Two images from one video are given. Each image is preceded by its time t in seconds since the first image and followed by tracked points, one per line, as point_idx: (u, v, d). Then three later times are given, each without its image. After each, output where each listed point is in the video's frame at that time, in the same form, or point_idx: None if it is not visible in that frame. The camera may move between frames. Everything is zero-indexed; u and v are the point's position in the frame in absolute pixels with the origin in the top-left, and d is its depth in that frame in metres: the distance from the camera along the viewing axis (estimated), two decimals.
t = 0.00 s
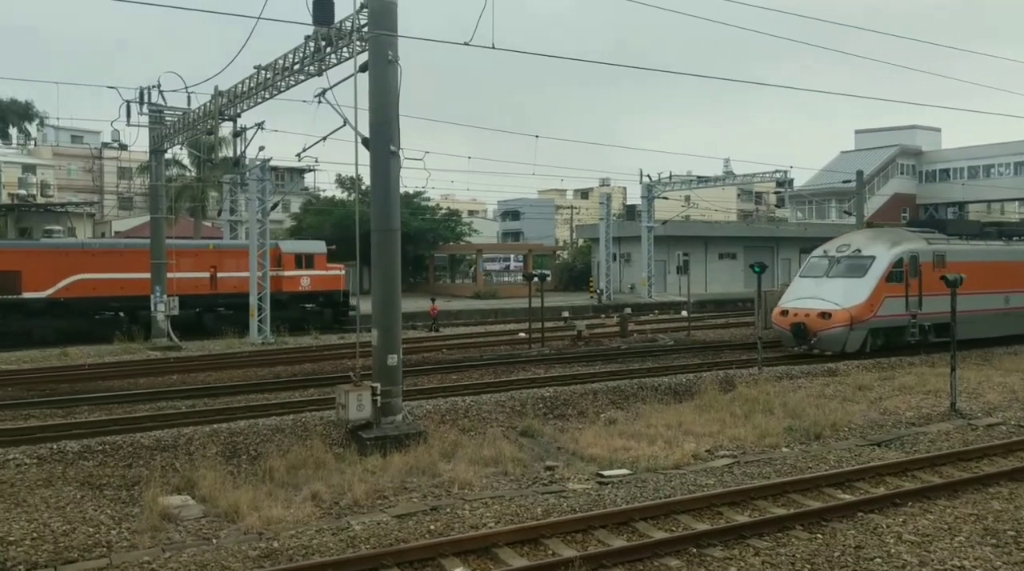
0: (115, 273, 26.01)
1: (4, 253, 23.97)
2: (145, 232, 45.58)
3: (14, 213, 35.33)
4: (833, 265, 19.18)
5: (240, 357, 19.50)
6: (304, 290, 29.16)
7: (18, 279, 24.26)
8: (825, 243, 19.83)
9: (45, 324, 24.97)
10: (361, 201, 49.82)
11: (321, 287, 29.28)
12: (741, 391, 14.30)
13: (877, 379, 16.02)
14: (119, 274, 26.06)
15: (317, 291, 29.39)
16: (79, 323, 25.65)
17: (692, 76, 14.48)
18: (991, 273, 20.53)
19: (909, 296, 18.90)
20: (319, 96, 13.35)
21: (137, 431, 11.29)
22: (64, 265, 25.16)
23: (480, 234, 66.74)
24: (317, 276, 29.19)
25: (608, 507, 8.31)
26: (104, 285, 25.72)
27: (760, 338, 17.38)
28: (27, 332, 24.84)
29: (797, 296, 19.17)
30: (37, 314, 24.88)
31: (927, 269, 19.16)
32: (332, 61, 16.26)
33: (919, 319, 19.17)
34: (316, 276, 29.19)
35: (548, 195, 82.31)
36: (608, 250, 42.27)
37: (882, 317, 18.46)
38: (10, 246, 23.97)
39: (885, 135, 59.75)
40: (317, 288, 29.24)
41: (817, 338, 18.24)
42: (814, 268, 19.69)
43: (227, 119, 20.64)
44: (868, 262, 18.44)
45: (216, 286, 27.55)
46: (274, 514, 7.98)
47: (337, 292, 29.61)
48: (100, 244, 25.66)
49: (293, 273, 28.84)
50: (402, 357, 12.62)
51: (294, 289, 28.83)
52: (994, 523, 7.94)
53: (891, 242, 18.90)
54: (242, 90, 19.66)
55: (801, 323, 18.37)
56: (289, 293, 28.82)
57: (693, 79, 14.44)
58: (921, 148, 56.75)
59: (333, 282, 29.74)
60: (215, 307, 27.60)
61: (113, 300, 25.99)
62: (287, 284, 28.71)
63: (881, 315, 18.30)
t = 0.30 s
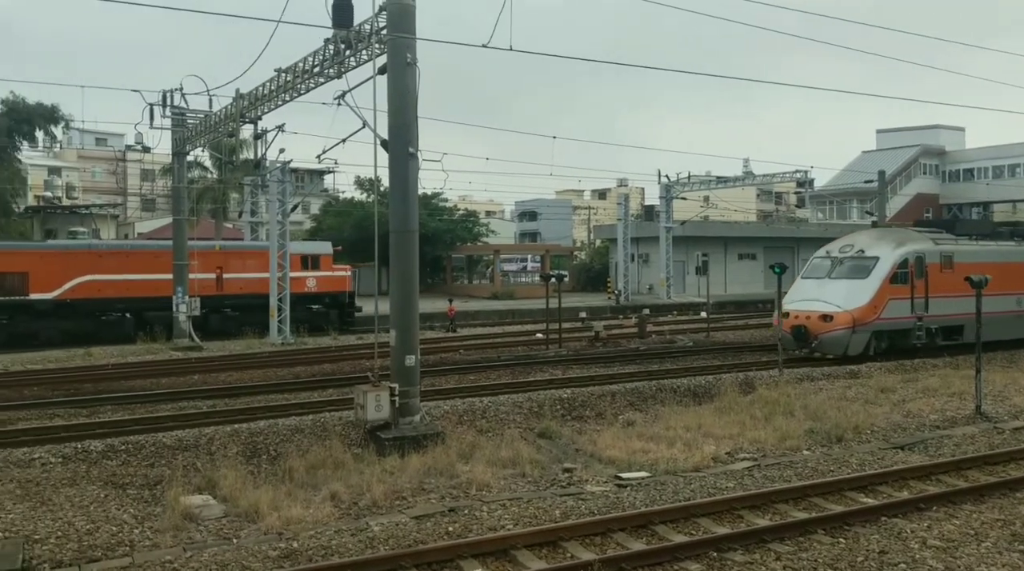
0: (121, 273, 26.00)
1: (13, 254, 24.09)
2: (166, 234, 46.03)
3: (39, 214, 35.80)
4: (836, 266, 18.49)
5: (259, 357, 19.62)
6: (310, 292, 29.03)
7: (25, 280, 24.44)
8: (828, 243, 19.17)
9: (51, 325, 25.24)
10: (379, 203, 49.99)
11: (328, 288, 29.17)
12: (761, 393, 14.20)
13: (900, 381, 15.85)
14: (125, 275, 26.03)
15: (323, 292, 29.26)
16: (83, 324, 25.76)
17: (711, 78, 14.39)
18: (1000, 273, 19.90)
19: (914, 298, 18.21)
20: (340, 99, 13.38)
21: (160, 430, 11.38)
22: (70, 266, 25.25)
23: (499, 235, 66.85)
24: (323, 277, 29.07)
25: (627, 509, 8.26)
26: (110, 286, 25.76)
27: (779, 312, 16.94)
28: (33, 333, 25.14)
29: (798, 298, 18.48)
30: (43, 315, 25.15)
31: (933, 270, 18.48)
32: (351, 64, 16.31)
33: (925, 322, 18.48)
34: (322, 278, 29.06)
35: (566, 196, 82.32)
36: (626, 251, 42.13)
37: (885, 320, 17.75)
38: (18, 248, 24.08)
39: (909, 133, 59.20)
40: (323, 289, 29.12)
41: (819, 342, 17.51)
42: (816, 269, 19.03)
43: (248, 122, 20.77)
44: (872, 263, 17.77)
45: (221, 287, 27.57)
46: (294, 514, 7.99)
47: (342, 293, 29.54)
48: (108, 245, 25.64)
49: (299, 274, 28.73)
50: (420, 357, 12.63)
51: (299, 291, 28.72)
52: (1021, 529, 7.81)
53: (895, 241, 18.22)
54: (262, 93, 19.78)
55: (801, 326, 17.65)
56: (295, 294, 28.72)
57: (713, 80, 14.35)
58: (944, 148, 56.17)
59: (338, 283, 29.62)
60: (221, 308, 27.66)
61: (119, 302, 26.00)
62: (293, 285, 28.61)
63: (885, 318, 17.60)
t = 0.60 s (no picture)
0: (135, 274, 26.18)
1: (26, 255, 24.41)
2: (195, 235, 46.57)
3: (71, 216, 36.36)
4: (845, 267, 17.99)
5: (286, 357, 19.77)
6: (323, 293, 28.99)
7: (40, 281, 24.69)
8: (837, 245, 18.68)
9: (66, 325, 25.52)
10: (405, 204, 50.18)
11: (341, 289, 29.14)
12: (789, 396, 14.04)
13: (931, 385, 15.61)
14: (139, 276, 26.21)
15: (336, 293, 29.23)
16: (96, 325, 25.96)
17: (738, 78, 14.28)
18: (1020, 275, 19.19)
19: (926, 301, 17.62)
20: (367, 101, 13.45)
21: (189, 430, 11.51)
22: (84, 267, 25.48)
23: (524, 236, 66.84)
24: (336, 279, 29.04)
25: (653, 512, 8.21)
26: (124, 287, 25.93)
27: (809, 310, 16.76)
28: (47, 333, 25.45)
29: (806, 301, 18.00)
30: (57, 316, 25.38)
31: (946, 272, 17.88)
32: (377, 67, 16.38)
33: (937, 326, 17.87)
34: (334, 279, 29.03)
35: (592, 197, 82.15)
36: (651, 252, 41.90)
37: (894, 324, 17.19)
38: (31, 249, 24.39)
39: (939, 133, 58.54)
40: (336, 291, 29.07)
41: (825, 346, 17.01)
42: (825, 272, 18.53)
43: (275, 125, 20.94)
44: (881, 265, 17.26)
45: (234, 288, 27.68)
46: (320, 514, 8.03)
47: (355, 295, 29.53)
48: (121, 245, 25.91)
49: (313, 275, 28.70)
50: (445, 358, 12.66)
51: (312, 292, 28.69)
52: None
53: (906, 243, 17.68)
54: (290, 95, 19.93)
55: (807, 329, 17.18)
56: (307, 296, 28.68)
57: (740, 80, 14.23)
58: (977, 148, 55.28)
59: (350, 285, 29.57)
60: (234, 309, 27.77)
61: (133, 302, 26.15)
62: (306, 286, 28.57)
63: (893, 322, 17.06)
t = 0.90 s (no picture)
0: (151, 274, 26.45)
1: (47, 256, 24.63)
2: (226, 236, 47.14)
3: (105, 218, 36.98)
4: (856, 269, 17.55)
5: (315, 357, 19.94)
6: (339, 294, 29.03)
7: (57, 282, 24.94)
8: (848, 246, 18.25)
9: (82, 325, 25.83)
10: (432, 206, 50.32)
11: (357, 290, 29.06)
12: (821, 400, 13.87)
13: (967, 389, 15.34)
14: (156, 276, 26.50)
15: (352, 294, 29.18)
16: (112, 325, 26.21)
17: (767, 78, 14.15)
18: None
19: (940, 304, 17.15)
20: (396, 104, 13.51)
21: (220, 428, 11.65)
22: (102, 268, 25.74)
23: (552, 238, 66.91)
24: (351, 279, 29.01)
25: (682, 516, 8.15)
26: (141, 288, 26.19)
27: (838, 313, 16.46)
28: (65, 333, 25.84)
29: (816, 304, 17.60)
30: (76, 316, 25.69)
31: (961, 274, 17.41)
32: (404, 69, 16.47)
33: (952, 330, 17.39)
34: (350, 280, 28.99)
35: (620, 199, 81.98)
36: (680, 254, 41.65)
37: (906, 328, 16.76)
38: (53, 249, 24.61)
39: (978, 132, 57.58)
40: (352, 292, 29.03)
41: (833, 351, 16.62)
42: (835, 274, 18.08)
43: (304, 127, 21.11)
44: (893, 267, 16.82)
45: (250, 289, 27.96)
46: (349, 512, 8.09)
47: (371, 296, 29.41)
48: (138, 246, 26.19)
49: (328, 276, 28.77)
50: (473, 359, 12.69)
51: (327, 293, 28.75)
52: None
53: (919, 245, 17.23)
54: (318, 98, 20.10)
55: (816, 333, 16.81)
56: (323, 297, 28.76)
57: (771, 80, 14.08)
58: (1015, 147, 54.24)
59: (367, 285, 29.45)
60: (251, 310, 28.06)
61: (149, 302, 26.41)
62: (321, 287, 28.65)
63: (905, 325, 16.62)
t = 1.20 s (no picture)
0: (167, 275, 26.67)
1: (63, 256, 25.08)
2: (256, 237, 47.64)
3: (137, 219, 37.55)
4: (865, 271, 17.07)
5: (344, 357, 20.06)
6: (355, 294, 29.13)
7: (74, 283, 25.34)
8: (858, 247, 17.78)
9: (101, 324, 26.23)
10: (459, 207, 50.38)
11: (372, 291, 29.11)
12: (853, 403, 13.69)
13: (1004, 394, 15.04)
14: (172, 276, 26.73)
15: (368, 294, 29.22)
16: (130, 325, 26.53)
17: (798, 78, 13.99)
18: None
19: (953, 307, 16.67)
20: (424, 105, 13.51)
21: (250, 426, 11.75)
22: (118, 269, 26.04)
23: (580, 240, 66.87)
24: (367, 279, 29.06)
25: (712, 518, 8.08)
26: (156, 288, 26.42)
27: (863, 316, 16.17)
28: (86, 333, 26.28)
29: (823, 307, 17.12)
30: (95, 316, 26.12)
31: (976, 277, 16.92)
32: (433, 71, 16.53)
33: (965, 334, 16.94)
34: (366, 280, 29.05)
35: (648, 200, 81.64)
36: (710, 255, 41.36)
37: (917, 332, 16.28)
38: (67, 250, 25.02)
39: (1020, 130, 56.41)
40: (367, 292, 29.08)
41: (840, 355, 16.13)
42: (844, 275, 17.58)
43: (332, 129, 21.26)
44: (904, 268, 16.34)
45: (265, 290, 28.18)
46: (378, 510, 8.12)
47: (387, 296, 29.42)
48: (154, 247, 26.44)
49: (343, 277, 28.94)
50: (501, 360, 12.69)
51: (343, 293, 28.86)
52: None
53: (931, 246, 16.73)
54: (347, 100, 20.23)
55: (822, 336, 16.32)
56: (338, 297, 28.88)
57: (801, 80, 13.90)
58: None
59: (384, 286, 29.47)
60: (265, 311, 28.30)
61: (165, 303, 26.65)
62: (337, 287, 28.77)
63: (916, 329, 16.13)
